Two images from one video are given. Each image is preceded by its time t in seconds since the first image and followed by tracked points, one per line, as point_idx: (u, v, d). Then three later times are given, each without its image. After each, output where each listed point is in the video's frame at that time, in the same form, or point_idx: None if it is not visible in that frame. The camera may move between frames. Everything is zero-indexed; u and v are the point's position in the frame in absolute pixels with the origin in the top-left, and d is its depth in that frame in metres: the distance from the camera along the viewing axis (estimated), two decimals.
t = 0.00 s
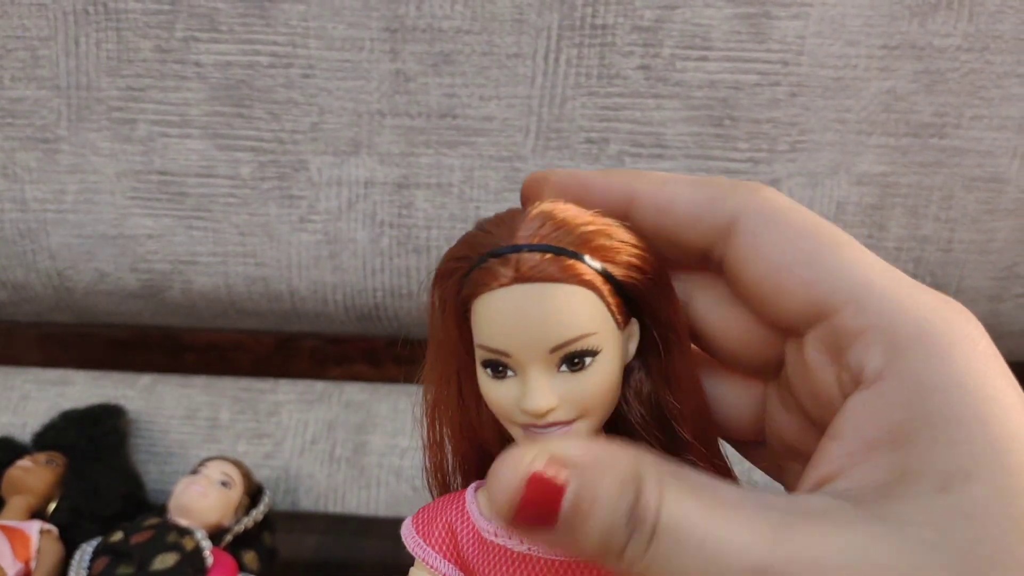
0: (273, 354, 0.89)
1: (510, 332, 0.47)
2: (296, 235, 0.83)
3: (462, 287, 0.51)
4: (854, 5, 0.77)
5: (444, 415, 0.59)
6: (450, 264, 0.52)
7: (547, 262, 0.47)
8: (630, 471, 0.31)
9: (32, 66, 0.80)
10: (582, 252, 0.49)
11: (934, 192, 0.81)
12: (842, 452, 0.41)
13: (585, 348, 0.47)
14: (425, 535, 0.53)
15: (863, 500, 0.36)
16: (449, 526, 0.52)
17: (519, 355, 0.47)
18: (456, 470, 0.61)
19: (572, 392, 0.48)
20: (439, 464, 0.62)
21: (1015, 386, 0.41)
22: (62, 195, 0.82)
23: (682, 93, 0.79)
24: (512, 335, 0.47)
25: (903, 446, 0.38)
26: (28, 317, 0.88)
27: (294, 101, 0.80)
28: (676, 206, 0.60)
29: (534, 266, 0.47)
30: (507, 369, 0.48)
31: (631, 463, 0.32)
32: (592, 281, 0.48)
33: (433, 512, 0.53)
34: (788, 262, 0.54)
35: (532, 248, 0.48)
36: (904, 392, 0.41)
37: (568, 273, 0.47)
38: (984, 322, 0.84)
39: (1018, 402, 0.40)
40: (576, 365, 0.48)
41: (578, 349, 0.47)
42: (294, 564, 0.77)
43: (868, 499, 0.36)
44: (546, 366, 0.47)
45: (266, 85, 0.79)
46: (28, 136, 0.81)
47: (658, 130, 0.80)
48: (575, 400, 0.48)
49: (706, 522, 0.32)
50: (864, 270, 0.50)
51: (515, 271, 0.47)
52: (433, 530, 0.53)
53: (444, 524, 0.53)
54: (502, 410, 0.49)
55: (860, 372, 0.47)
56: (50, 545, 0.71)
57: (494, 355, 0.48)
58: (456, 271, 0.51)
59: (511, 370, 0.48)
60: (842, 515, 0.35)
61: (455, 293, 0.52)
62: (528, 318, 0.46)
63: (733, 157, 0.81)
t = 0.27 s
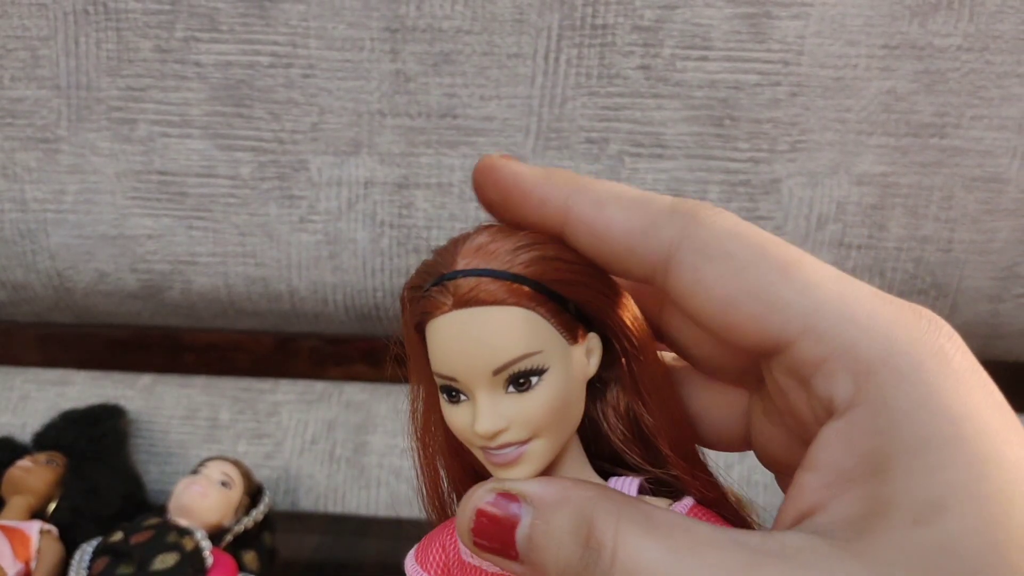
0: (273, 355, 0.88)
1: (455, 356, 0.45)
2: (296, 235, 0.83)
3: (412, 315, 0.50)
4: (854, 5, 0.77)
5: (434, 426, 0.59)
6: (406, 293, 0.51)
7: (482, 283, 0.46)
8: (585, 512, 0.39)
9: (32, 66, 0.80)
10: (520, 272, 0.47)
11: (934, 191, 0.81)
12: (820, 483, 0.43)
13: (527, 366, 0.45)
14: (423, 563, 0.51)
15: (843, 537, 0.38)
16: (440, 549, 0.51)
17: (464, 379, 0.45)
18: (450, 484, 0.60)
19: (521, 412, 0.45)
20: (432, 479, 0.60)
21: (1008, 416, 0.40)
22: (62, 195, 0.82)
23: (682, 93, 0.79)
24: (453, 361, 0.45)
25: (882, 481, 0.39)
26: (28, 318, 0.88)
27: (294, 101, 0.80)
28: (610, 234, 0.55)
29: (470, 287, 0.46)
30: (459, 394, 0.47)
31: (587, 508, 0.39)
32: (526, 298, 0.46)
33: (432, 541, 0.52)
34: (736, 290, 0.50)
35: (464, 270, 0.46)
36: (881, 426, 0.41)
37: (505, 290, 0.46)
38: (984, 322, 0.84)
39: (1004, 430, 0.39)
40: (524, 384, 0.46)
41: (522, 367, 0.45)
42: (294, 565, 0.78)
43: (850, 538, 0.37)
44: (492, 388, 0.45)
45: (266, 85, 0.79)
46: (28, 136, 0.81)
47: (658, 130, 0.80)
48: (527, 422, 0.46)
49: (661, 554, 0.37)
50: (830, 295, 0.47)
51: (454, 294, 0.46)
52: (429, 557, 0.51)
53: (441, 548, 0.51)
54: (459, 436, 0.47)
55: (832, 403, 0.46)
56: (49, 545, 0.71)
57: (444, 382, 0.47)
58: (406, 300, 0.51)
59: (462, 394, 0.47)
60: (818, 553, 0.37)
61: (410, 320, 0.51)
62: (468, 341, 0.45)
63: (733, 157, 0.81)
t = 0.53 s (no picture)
0: (272, 356, 0.87)
1: (443, 348, 0.45)
2: (296, 235, 0.83)
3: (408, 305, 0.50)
4: (854, 5, 0.77)
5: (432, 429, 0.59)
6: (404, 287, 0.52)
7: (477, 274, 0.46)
8: (577, 490, 0.40)
9: (33, 66, 0.80)
10: (516, 266, 0.47)
11: (934, 192, 0.81)
12: (810, 465, 0.43)
13: (519, 360, 0.45)
14: (414, 560, 0.52)
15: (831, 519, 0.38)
16: (434, 549, 0.51)
17: (453, 371, 0.45)
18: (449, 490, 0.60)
19: (511, 406, 0.45)
20: (431, 484, 0.60)
21: (1011, 404, 0.40)
22: (62, 195, 0.82)
23: (682, 93, 0.79)
24: (443, 352, 0.45)
25: (875, 466, 0.39)
26: (28, 318, 0.88)
27: (295, 101, 0.80)
28: (617, 220, 0.59)
29: (464, 279, 0.46)
30: (449, 385, 0.47)
31: (578, 486, 0.40)
32: (519, 293, 0.46)
33: (426, 540, 0.53)
34: (738, 272, 0.52)
35: (460, 262, 0.46)
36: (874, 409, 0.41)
37: (499, 282, 0.45)
38: (984, 322, 0.84)
39: (1007, 422, 0.39)
40: (514, 378, 0.45)
41: (513, 361, 0.45)
42: (294, 564, 0.78)
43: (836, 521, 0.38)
44: (482, 380, 0.45)
45: (266, 85, 0.79)
46: (29, 136, 0.81)
47: (658, 130, 0.80)
48: (516, 417, 0.45)
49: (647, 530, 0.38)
50: (832, 277, 0.48)
51: (448, 284, 0.46)
52: (421, 555, 0.51)
53: (433, 547, 0.51)
54: (447, 428, 0.47)
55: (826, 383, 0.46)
56: (50, 545, 0.71)
57: (434, 372, 0.47)
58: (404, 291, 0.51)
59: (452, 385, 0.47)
60: (804, 534, 0.37)
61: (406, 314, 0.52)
62: (459, 331, 0.45)
63: (733, 157, 0.81)
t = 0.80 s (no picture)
0: (272, 356, 0.88)
1: (508, 275, 0.48)
2: (298, 234, 0.82)
3: (457, 258, 0.52)
4: (859, 2, 0.76)
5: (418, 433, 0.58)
6: (444, 248, 0.54)
7: (539, 217, 0.50)
8: (642, 452, 0.38)
9: (33, 63, 0.79)
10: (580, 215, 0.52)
11: (939, 190, 0.80)
12: (854, 455, 0.47)
13: (584, 299, 0.48)
14: (411, 554, 0.51)
15: (885, 509, 0.42)
16: (435, 543, 0.51)
17: (514, 301, 0.48)
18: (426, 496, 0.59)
19: (569, 344, 0.47)
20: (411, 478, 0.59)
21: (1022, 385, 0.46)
22: (62, 194, 0.82)
23: (686, 92, 0.79)
24: (506, 282, 0.48)
25: (922, 455, 0.44)
26: (28, 318, 0.88)
27: (296, 99, 0.80)
28: (663, 210, 0.62)
29: (534, 218, 0.50)
30: (501, 325, 0.49)
31: (643, 447, 0.39)
32: (589, 238, 0.50)
33: (422, 529, 0.52)
34: (784, 266, 0.57)
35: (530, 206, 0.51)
36: (922, 398, 0.46)
37: (562, 228, 0.50)
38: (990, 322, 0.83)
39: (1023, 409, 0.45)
40: (574, 317, 0.48)
41: (576, 298, 0.48)
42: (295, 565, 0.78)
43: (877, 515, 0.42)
44: (543, 313, 0.48)
45: (267, 83, 0.79)
46: (29, 134, 0.81)
47: (662, 129, 0.80)
48: (574, 355, 0.47)
49: (712, 503, 0.39)
50: (871, 273, 0.53)
51: (515, 223, 0.50)
52: (420, 548, 0.51)
53: (431, 539, 0.51)
54: (491, 370, 0.48)
55: (868, 375, 0.51)
56: (50, 546, 0.71)
57: (489, 307, 0.49)
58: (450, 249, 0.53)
59: (505, 325, 0.49)
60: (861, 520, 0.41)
61: (444, 273, 0.53)
62: (522, 267, 0.48)
63: (737, 156, 0.80)
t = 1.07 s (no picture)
0: (271, 356, 0.85)
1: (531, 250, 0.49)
2: (295, 234, 0.83)
3: (473, 236, 0.53)
4: (855, 3, 0.76)
5: (406, 417, 0.60)
6: (453, 230, 0.55)
7: (559, 201, 0.52)
8: (653, 437, 0.40)
9: (30, 64, 0.79)
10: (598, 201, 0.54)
11: (936, 191, 0.80)
12: (841, 463, 0.48)
13: (601, 279, 0.49)
14: (402, 535, 0.51)
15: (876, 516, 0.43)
16: (427, 523, 0.51)
17: (536, 276, 0.48)
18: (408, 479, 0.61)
19: (589, 322, 0.48)
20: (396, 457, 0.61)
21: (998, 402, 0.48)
22: (59, 195, 0.82)
23: (682, 92, 0.79)
24: (528, 258, 0.49)
25: (909, 461, 0.45)
26: (25, 318, 0.86)
27: (292, 100, 0.80)
28: (669, 207, 0.63)
29: (553, 201, 0.52)
30: (521, 301, 0.49)
31: (654, 432, 0.40)
32: (604, 223, 0.52)
33: (412, 510, 0.52)
34: (783, 265, 0.57)
35: (547, 189, 0.53)
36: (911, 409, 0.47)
37: (579, 212, 0.52)
38: (986, 323, 0.83)
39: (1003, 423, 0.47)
40: (593, 297, 0.49)
41: (595, 278, 0.49)
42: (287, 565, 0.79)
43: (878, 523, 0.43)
44: (564, 290, 0.48)
45: (264, 84, 0.79)
46: (26, 135, 0.81)
47: (658, 130, 0.80)
48: (592, 333, 0.48)
49: (723, 496, 0.41)
50: (860, 283, 0.55)
51: (537, 204, 0.51)
52: (411, 529, 0.51)
53: (423, 519, 0.52)
54: (509, 344, 0.49)
55: (853, 383, 0.52)
56: (47, 546, 0.71)
57: (510, 282, 0.49)
58: (466, 228, 0.54)
59: (525, 302, 0.49)
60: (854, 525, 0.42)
61: (452, 253, 0.55)
62: (545, 245, 0.49)
63: (733, 156, 0.80)
